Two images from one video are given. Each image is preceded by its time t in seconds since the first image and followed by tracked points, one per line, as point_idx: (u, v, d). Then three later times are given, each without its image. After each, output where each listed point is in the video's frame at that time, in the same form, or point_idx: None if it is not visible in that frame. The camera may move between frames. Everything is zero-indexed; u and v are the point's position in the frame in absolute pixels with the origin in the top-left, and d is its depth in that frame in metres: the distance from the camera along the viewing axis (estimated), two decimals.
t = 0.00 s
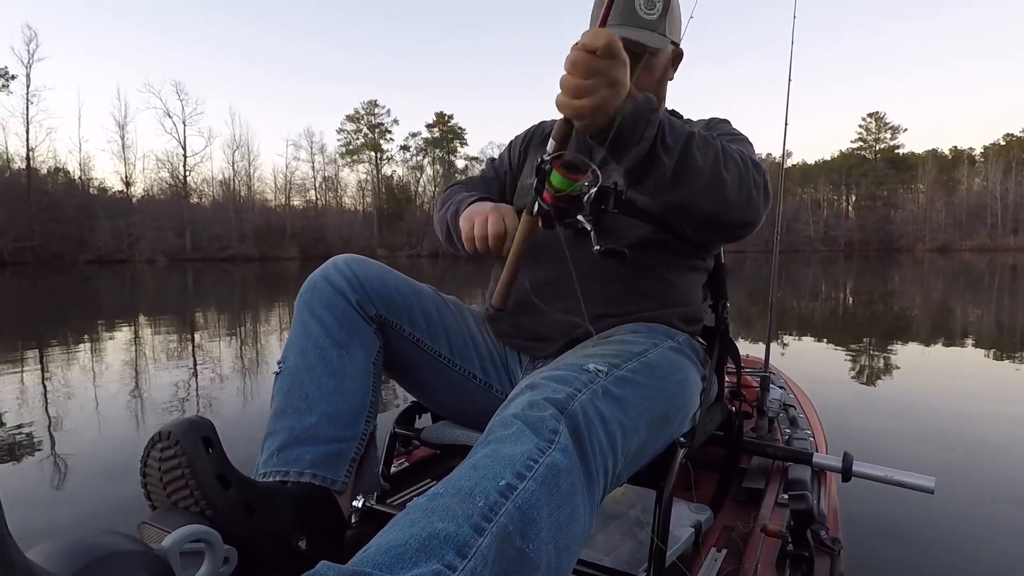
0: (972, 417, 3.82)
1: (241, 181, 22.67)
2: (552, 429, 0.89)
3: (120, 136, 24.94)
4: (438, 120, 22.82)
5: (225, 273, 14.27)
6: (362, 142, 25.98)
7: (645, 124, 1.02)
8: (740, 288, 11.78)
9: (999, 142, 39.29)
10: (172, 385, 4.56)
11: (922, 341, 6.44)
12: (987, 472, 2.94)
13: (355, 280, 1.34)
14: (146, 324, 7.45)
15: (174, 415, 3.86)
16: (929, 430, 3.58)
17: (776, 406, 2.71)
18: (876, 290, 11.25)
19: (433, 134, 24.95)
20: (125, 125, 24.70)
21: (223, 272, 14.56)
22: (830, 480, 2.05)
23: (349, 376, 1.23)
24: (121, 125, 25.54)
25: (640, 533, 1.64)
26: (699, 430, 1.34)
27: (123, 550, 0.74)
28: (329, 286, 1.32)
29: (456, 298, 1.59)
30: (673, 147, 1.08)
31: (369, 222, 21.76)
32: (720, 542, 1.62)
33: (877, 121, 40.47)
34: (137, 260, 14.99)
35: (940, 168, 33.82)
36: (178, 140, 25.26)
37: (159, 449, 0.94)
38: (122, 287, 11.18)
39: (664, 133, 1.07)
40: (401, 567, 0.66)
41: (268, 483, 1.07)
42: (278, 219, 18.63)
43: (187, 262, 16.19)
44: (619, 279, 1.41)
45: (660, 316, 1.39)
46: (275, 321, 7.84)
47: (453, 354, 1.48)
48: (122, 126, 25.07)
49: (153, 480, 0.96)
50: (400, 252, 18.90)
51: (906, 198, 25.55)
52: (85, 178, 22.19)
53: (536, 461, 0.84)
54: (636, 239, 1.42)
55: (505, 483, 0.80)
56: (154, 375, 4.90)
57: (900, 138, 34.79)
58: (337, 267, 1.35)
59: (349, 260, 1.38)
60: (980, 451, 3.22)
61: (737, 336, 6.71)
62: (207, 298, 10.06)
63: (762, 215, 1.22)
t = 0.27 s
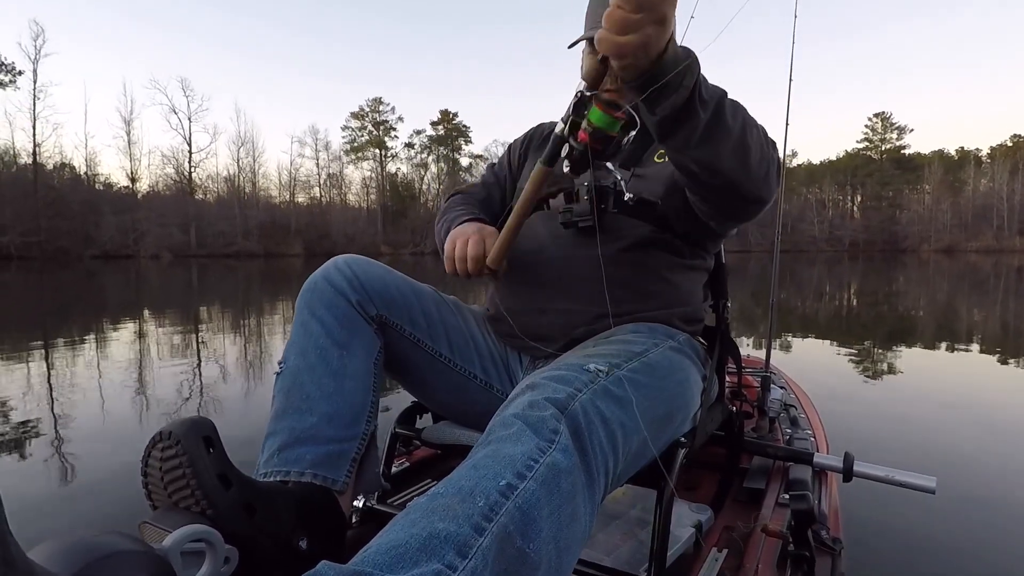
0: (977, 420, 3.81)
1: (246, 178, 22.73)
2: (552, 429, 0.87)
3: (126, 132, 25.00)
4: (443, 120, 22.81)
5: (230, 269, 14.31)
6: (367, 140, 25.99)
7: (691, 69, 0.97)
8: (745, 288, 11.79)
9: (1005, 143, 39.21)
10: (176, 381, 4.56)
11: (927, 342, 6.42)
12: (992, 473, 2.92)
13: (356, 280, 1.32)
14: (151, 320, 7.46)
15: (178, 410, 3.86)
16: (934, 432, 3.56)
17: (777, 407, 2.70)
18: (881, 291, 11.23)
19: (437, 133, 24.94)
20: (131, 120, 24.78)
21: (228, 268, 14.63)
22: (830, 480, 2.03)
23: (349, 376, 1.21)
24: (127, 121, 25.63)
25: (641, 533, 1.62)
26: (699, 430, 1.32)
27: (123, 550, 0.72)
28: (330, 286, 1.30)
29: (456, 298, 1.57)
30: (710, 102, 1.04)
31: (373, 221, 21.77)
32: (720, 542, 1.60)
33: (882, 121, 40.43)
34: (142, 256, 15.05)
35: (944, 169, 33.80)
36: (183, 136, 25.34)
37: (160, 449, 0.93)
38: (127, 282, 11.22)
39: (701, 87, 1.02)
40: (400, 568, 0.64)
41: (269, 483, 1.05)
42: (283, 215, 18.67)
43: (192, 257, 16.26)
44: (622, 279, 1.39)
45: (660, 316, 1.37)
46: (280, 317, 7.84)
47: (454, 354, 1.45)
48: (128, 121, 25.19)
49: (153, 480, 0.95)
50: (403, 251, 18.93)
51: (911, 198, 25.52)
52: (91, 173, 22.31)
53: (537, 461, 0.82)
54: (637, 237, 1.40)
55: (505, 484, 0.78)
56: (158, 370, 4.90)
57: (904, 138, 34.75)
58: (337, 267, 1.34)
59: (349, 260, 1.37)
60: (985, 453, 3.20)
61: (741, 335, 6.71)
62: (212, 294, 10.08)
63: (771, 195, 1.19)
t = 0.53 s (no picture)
0: (981, 420, 3.79)
1: (250, 176, 22.77)
2: (553, 429, 0.86)
3: (132, 128, 25.10)
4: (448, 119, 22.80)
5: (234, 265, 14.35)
6: (371, 138, 26.00)
7: (727, 25, 0.94)
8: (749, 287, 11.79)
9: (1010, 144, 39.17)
10: (180, 376, 4.56)
11: (931, 343, 6.41)
12: (997, 474, 2.91)
13: (356, 281, 1.32)
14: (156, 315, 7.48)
15: (183, 406, 3.86)
16: (938, 432, 3.56)
17: (778, 407, 2.69)
18: (885, 292, 11.23)
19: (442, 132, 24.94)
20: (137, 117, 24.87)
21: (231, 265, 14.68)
22: (832, 481, 2.02)
23: (350, 376, 1.20)
24: (133, 117, 25.74)
25: (641, 534, 1.61)
26: (700, 430, 1.31)
27: (123, 551, 0.70)
28: (330, 286, 1.30)
29: (457, 298, 1.56)
30: (739, 66, 1.00)
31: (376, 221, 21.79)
32: (721, 542, 1.59)
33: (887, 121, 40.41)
34: (146, 252, 15.12)
35: (949, 170, 33.75)
36: (188, 133, 25.42)
37: (160, 449, 0.92)
38: (132, 278, 11.28)
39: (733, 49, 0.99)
40: (400, 569, 0.64)
41: (270, 482, 1.04)
42: (287, 212, 18.71)
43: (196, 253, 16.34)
44: (623, 279, 1.38)
45: (661, 316, 1.36)
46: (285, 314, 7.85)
47: (454, 354, 1.44)
48: (133, 118, 25.28)
49: (155, 481, 0.94)
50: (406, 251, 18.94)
51: (915, 198, 25.51)
52: (96, 169, 22.41)
53: (538, 460, 0.81)
54: (639, 237, 1.39)
55: (506, 484, 0.77)
56: (162, 365, 4.91)
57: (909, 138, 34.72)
58: (338, 268, 1.33)
59: (349, 261, 1.36)
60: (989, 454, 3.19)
61: (745, 334, 6.71)
62: (217, 290, 10.10)
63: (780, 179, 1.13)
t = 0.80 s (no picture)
0: (985, 421, 3.79)
1: (254, 176, 22.86)
2: (554, 429, 0.88)
3: (136, 127, 25.21)
4: (451, 118, 22.80)
5: (237, 264, 14.41)
6: (374, 138, 26.02)
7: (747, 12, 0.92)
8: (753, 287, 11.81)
9: (1015, 144, 39.05)
10: (183, 374, 4.58)
11: (934, 344, 6.41)
12: (1000, 475, 2.91)
13: (357, 280, 1.32)
14: (160, 314, 7.51)
15: (187, 404, 3.89)
16: (941, 432, 3.55)
17: (778, 408, 2.69)
18: (889, 292, 11.21)
19: (445, 132, 24.93)
20: (141, 117, 24.97)
21: (235, 264, 14.75)
22: (832, 481, 2.03)
23: (351, 376, 1.21)
24: (137, 117, 25.85)
25: (642, 533, 1.62)
26: (701, 430, 1.32)
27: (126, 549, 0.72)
28: (331, 285, 1.30)
29: (457, 298, 1.58)
30: (753, 55, 0.96)
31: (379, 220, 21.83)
32: (722, 542, 1.61)
33: (891, 120, 40.39)
34: (150, 251, 15.20)
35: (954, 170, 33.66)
36: (192, 134, 25.52)
37: (161, 449, 0.95)
38: (135, 277, 11.33)
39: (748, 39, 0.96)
40: (403, 568, 0.65)
41: (271, 482, 1.05)
42: (291, 212, 18.80)
43: (200, 253, 16.41)
44: (624, 279, 1.39)
45: (663, 317, 1.37)
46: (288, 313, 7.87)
47: (454, 353, 1.45)
48: (138, 117, 25.43)
49: (155, 480, 0.97)
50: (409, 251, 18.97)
51: (920, 197, 25.45)
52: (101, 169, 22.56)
53: (539, 460, 0.82)
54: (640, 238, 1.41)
55: (507, 483, 0.78)
56: (165, 363, 4.93)
57: (914, 137, 34.64)
58: (338, 267, 1.34)
59: (350, 260, 1.37)
60: (991, 454, 3.19)
61: (746, 334, 6.73)
62: (219, 289, 10.13)
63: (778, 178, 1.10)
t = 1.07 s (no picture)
0: (990, 420, 3.78)
1: (256, 179, 22.89)
2: (552, 429, 0.88)
3: (139, 133, 25.29)
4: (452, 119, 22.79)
5: (240, 269, 14.44)
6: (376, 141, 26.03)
7: (724, 45, 0.93)
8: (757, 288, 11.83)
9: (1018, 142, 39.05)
10: (187, 379, 4.59)
11: (939, 343, 6.41)
12: (1005, 474, 2.90)
13: (355, 281, 1.32)
14: (165, 319, 7.52)
15: (192, 409, 3.90)
16: (947, 432, 3.55)
17: (776, 406, 2.70)
18: (893, 291, 11.22)
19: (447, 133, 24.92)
20: (144, 123, 25.06)
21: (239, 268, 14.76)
22: (830, 481, 2.03)
23: (349, 377, 1.21)
24: (141, 123, 25.94)
25: (640, 533, 1.62)
26: (699, 431, 1.32)
27: (122, 551, 0.74)
28: (330, 286, 1.30)
29: (455, 298, 1.58)
30: (735, 84, 0.97)
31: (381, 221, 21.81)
32: (720, 542, 1.61)
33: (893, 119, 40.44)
34: (154, 257, 15.26)
35: (957, 169, 33.65)
36: (195, 139, 25.60)
37: (159, 449, 0.95)
38: (139, 283, 11.37)
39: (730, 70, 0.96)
40: (400, 567, 0.65)
41: (268, 483, 1.05)
42: (294, 216, 18.86)
43: (204, 258, 16.47)
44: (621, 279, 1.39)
45: (660, 316, 1.37)
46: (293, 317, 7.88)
47: (452, 354, 1.46)
48: (141, 123, 25.50)
49: (153, 480, 0.97)
50: (412, 252, 18.96)
51: (923, 197, 25.44)
52: (104, 174, 22.63)
53: (536, 461, 0.83)
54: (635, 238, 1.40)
55: (505, 484, 0.78)
56: (170, 368, 4.94)
57: (916, 137, 34.65)
58: (337, 268, 1.34)
59: (349, 261, 1.37)
60: (995, 453, 3.19)
61: (750, 335, 6.75)
62: (224, 294, 10.15)
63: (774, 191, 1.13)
